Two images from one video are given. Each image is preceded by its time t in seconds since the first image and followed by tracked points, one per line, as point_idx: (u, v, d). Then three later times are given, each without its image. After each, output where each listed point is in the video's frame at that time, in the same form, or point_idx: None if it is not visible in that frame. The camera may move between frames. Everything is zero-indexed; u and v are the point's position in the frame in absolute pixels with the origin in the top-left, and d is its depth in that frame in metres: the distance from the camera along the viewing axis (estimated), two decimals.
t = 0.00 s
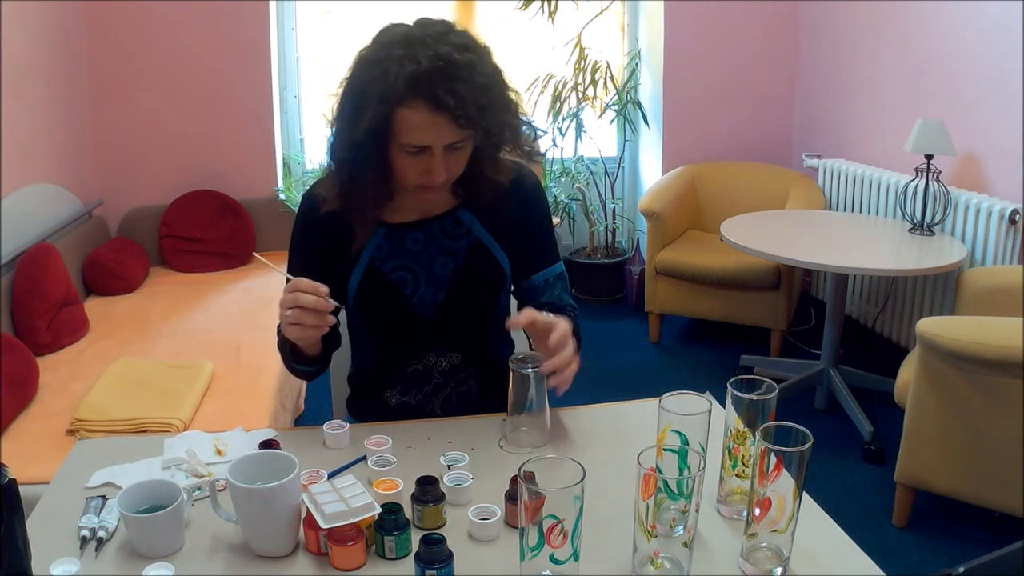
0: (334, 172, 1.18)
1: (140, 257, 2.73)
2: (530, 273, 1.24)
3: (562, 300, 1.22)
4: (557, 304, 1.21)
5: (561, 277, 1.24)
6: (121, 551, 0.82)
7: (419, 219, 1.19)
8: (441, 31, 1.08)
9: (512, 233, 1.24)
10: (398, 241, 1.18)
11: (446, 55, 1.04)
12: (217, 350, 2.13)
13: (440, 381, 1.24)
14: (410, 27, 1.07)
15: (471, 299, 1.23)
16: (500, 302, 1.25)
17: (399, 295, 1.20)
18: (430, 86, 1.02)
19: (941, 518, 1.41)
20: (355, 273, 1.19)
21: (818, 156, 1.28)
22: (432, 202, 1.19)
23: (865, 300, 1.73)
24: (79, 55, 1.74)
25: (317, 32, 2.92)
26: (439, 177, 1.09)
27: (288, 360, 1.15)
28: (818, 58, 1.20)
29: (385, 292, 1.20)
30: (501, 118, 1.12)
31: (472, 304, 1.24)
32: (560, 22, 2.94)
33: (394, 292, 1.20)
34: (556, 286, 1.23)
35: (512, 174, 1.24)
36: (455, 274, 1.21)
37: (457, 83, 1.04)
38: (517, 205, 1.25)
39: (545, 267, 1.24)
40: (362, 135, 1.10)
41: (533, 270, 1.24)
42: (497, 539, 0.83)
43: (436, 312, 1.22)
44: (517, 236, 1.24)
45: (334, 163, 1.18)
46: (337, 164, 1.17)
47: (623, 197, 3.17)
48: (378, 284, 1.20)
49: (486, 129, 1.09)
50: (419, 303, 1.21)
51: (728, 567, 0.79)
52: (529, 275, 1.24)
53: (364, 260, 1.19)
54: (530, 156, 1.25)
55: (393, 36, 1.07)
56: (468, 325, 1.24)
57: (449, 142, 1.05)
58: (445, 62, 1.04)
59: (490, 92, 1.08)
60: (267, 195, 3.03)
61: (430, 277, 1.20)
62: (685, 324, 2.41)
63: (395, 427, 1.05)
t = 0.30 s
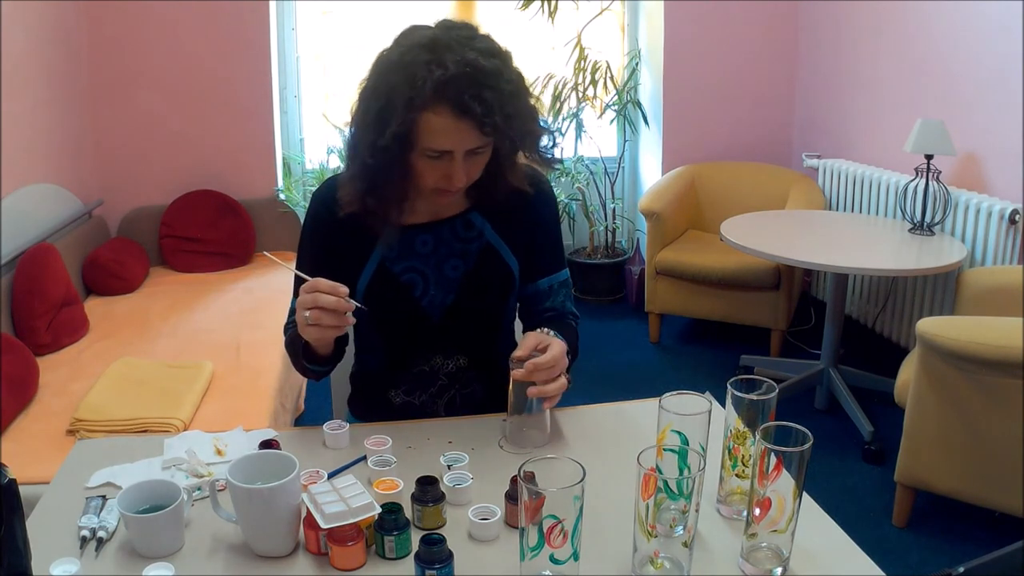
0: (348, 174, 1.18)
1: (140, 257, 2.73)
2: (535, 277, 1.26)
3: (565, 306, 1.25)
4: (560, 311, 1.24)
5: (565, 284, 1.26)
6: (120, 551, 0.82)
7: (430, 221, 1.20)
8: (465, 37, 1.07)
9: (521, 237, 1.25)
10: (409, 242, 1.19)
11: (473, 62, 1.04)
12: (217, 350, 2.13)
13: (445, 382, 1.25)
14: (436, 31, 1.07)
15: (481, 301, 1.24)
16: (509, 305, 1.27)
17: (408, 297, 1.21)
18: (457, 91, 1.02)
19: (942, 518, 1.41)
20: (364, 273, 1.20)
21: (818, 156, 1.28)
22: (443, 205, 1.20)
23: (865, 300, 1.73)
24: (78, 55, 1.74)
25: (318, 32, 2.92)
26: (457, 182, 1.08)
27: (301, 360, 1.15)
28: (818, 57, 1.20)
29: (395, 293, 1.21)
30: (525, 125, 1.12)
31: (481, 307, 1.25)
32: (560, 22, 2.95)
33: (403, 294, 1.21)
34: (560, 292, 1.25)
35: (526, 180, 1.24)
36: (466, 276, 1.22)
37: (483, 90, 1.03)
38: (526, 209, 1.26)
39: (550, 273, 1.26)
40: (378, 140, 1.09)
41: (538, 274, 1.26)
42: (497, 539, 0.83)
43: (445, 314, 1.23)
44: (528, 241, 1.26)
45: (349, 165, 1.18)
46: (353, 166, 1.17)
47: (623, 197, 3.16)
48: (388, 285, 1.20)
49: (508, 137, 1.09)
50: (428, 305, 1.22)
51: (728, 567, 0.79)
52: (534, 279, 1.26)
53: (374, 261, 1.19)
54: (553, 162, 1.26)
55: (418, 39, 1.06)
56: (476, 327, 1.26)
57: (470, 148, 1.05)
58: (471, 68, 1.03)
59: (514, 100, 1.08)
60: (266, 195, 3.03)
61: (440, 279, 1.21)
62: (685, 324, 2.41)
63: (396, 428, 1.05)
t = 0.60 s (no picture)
0: (355, 174, 1.18)
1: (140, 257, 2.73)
2: (536, 279, 1.27)
3: (564, 309, 1.26)
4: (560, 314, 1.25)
5: (565, 286, 1.27)
6: (121, 551, 0.82)
7: (435, 222, 1.21)
8: (476, 40, 1.07)
9: (523, 239, 1.25)
10: (412, 244, 1.20)
11: (484, 65, 1.04)
12: (217, 350, 2.13)
13: (446, 383, 1.25)
14: (446, 33, 1.06)
15: (483, 301, 1.25)
16: (511, 306, 1.27)
17: (410, 298, 1.21)
18: (467, 95, 1.02)
19: (941, 518, 1.41)
20: (367, 273, 1.20)
21: (818, 156, 1.28)
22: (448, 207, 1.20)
23: (865, 300, 1.73)
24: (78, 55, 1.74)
25: (317, 32, 2.91)
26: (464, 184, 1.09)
27: (306, 360, 1.15)
28: (819, 57, 1.20)
29: (397, 293, 1.21)
30: (534, 129, 1.12)
31: (483, 308, 1.25)
32: (560, 23, 2.95)
33: (406, 294, 1.21)
34: (560, 295, 1.26)
35: (530, 182, 1.25)
36: (469, 277, 1.23)
37: (494, 94, 1.03)
38: (529, 210, 1.26)
39: (551, 274, 1.27)
40: (385, 141, 1.09)
41: (540, 276, 1.27)
42: (497, 539, 0.83)
43: (447, 316, 1.23)
44: (532, 244, 1.26)
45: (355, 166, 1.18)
46: (359, 166, 1.16)
47: (623, 197, 3.16)
48: (391, 286, 1.20)
49: (517, 140, 1.09)
50: (431, 307, 1.22)
51: (728, 567, 0.79)
52: (534, 281, 1.27)
53: (377, 261, 1.20)
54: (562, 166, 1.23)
55: (428, 41, 1.05)
56: (478, 327, 1.26)
57: (478, 151, 1.06)
58: (482, 71, 1.03)
59: (523, 104, 1.08)
60: (265, 195, 3.03)
61: (442, 280, 1.22)
62: (685, 324, 2.41)
63: (396, 428, 1.05)
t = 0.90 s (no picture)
0: (355, 177, 1.17)
1: (139, 257, 2.73)
2: (536, 280, 1.28)
3: (564, 310, 1.28)
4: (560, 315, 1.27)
5: (565, 286, 1.28)
6: (120, 551, 0.82)
7: (436, 223, 1.21)
8: (479, 42, 1.07)
9: (524, 239, 1.26)
10: (413, 244, 1.20)
11: (488, 66, 1.04)
12: (217, 350, 2.13)
13: (446, 384, 1.25)
14: (448, 34, 1.06)
15: (484, 302, 1.25)
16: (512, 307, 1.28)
17: (411, 298, 1.21)
18: (471, 96, 1.02)
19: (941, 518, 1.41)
20: (368, 273, 1.20)
21: (818, 156, 1.29)
22: (449, 208, 1.20)
23: (865, 300, 1.73)
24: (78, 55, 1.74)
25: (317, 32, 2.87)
26: (466, 184, 1.09)
27: (312, 361, 1.15)
28: (819, 57, 1.20)
29: (398, 294, 1.21)
30: (538, 130, 1.12)
31: (484, 309, 1.25)
32: (561, 23, 3.04)
33: (407, 295, 1.21)
34: (560, 296, 1.28)
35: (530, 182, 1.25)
36: (470, 278, 1.23)
37: (497, 95, 1.03)
38: (530, 210, 1.27)
39: (551, 276, 1.28)
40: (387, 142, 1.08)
41: (540, 277, 1.28)
42: (497, 539, 0.83)
43: (449, 317, 1.23)
44: (532, 244, 1.27)
45: (356, 168, 1.17)
46: (360, 168, 1.16)
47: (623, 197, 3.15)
48: (392, 286, 1.21)
49: (520, 142, 1.09)
50: (432, 307, 1.22)
51: (728, 567, 0.79)
52: (535, 282, 1.28)
53: (378, 262, 1.20)
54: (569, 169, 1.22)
55: (431, 43, 1.05)
56: (479, 328, 1.26)
57: (481, 151, 1.06)
58: (486, 72, 1.03)
59: (526, 105, 1.08)
60: (266, 195, 3.05)
61: (444, 281, 1.22)
62: (685, 324, 2.40)
63: (396, 428, 1.05)
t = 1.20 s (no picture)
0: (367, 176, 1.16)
1: (139, 257, 2.73)
2: (547, 280, 1.29)
3: (572, 310, 1.29)
4: (568, 315, 1.28)
5: (574, 287, 1.30)
6: (120, 552, 0.82)
7: (446, 225, 1.22)
8: (497, 44, 1.06)
9: (532, 238, 1.27)
10: (425, 245, 1.21)
11: (507, 70, 1.04)
12: (217, 350, 2.13)
13: (453, 382, 1.26)
14: (467, 36, 1.05)
15: (496, 303, 1.26)
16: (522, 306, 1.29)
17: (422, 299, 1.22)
18: (490, 100, 1.02)
19: (941, 518, 1.41)
20: (380, 274, 1.20)
21: (818, 156, 1.29)
22: (460, 209, 1.21)
23: (865, 300, 1.73)
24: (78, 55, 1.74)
25: (317, 32, 2.85)
26: (480, 186, 1.10)
27: (350, 365, 1.14)
28: (819, 57, 1.20)
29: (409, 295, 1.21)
30: (553, 134, 1.13)
31: (494, 309, 1.26)
32: (561, 23, 3.01)
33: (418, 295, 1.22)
34: (569, 296, 1.29)
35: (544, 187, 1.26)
36: (481, 280, 1.24)
37: (515, 99, 1.04)
38: (541, 213, 1.28)
39: (561, 277, 1.29)
40: (403, 144, 1.07)
41: (550, 277, 1.29)
42: (497, 539, 0.83)
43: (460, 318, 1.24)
44: (541, 245, 1.28)
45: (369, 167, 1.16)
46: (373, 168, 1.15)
47: (623, 197, 3.15)
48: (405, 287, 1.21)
49: (535, 144, 1.10)
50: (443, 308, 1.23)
51: (728, 567, 0.79)
52: (545, 283, 1.29)
53: (390, 262, 1.19)
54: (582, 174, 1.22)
55: (449, 43, 1.04)
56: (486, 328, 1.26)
57: (496, 155, 1.07)
58: (505, 76, 1.03)
59: (544, 110, 1.09)
60: (266, 195, 3.09)
61: (456, 282, 1.23)
62: (685, 324, 2.41)
63: (396, 427, 1.05)
